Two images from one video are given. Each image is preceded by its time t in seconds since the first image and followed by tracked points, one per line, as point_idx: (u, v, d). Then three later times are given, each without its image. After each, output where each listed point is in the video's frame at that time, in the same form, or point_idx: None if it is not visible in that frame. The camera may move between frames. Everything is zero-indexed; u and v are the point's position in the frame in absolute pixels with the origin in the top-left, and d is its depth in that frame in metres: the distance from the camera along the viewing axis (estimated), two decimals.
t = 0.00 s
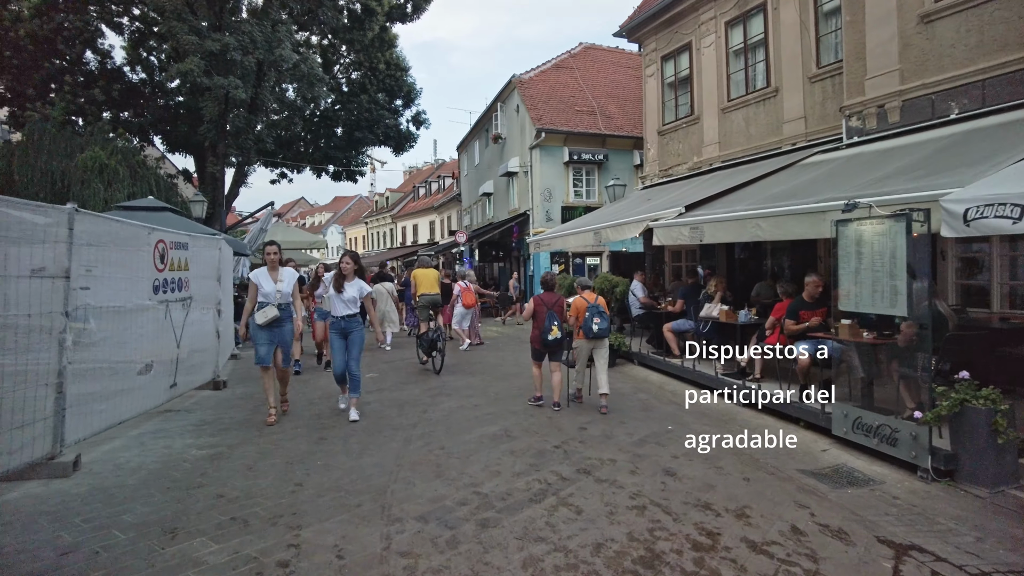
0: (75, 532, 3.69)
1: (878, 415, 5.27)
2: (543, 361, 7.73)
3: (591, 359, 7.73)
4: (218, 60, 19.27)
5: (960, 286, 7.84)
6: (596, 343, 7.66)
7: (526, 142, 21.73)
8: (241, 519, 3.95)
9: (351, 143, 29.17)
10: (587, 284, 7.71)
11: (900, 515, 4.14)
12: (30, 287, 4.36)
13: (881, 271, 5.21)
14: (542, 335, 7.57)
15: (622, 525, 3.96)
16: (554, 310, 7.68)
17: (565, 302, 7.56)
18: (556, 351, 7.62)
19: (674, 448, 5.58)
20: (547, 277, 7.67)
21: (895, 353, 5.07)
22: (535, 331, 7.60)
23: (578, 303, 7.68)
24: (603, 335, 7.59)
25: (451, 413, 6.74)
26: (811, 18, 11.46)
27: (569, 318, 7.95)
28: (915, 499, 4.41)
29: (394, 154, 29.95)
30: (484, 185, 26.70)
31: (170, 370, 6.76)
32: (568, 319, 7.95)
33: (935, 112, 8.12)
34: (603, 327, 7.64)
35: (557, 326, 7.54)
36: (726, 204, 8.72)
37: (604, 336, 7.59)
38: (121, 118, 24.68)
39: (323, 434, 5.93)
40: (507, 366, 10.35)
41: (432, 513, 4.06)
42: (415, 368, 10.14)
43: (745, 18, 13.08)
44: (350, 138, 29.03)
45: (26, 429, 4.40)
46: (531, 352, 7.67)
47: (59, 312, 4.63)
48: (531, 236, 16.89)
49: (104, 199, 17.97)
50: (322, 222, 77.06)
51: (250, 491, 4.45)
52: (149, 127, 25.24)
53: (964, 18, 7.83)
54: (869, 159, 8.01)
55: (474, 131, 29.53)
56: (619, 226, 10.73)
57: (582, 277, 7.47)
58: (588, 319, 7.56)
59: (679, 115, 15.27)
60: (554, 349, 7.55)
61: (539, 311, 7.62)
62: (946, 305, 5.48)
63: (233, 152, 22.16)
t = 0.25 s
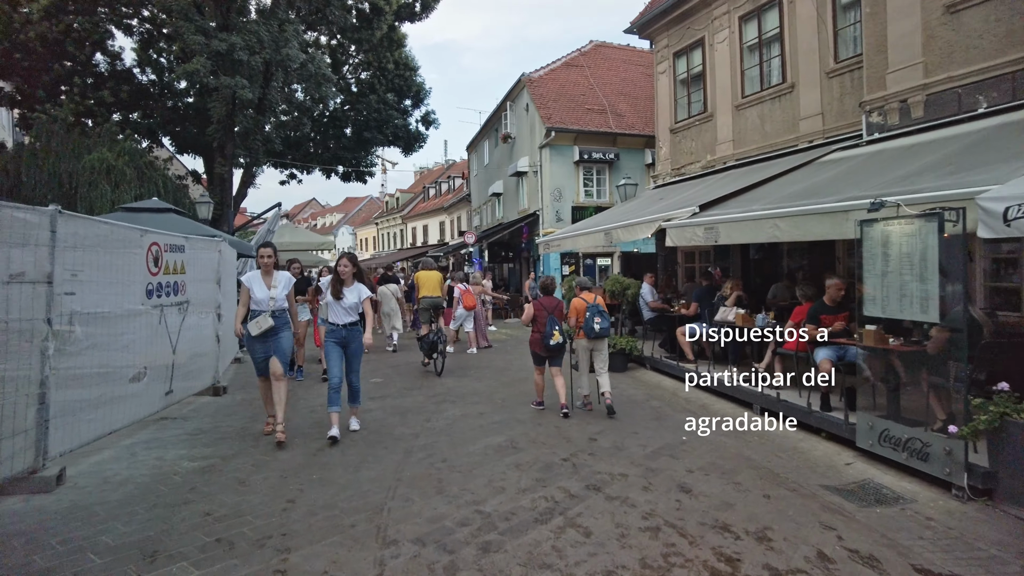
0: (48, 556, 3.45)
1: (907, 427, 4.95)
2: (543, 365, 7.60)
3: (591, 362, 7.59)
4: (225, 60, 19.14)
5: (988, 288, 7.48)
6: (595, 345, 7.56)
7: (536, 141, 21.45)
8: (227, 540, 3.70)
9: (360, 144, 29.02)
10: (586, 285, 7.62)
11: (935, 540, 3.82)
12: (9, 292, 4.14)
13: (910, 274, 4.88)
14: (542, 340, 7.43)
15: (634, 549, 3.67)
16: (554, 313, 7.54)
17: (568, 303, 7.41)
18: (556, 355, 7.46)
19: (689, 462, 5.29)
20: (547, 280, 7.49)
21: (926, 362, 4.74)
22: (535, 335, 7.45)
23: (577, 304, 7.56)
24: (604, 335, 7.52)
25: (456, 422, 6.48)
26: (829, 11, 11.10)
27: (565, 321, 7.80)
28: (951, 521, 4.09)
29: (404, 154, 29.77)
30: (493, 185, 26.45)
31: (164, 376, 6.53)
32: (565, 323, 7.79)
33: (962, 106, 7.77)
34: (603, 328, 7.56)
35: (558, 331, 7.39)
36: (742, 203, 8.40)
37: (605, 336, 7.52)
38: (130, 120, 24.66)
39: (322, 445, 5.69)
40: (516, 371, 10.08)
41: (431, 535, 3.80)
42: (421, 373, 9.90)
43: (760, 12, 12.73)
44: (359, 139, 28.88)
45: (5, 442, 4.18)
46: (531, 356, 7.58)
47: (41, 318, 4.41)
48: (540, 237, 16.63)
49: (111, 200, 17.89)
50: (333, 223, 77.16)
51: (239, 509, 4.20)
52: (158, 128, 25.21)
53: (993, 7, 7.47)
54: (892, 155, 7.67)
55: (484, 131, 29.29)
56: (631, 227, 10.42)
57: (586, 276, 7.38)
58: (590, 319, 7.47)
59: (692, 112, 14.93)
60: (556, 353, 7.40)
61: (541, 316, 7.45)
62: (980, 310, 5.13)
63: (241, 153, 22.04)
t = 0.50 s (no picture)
0: (23, 569, 3.23)
1: (944, 435, 4.62)
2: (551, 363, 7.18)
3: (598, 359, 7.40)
4: (235, 58, 19.04)
5: None
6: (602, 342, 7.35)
7: (549, 138, 21.16)
8: (215, 553, 3.47)
9: (372, 142, 28.88)
10: (590, 282, 7.33)
11: (981, 559, 3.50)
12: None
13: (947, 270, 4.53)
14: (543, 336, 7.03)
15: (652, 568, 3.38)
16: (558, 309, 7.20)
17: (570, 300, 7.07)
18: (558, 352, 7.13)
19: (709, 469, 4.98)
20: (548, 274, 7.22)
21: (966, 366, 4.41)
22: (537, 331, 7.07)
23: (582, 301, 7.27)
24: (611, 333, 7.25)
25: (463, 425, 6.21)
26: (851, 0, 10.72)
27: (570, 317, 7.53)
28: (997, 538, 3.76)
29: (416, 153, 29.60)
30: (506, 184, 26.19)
31: (163, 377, 6.32)
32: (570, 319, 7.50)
33: (996, 95, 7.38)
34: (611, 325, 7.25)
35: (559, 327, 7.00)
36: (762, 198, 8.07)
37: (612, 334, 7.25)
38: (143, 119, 24.68)
39: (323, 449, 5.46)
40: (527, 371, 9.80)
41: (432, 550, 3.54)
42: (430, 373, 9.65)
43: (780, 3, 12.36)
44: (371, 137, 28.74)
45: None
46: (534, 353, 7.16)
47: (26, 316, 4.22)
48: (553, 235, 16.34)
49: (122, 199, 17.85)
50: (346, 223, 77.32)
51: (231, 518, 3.97)
52: (170, 127, 25.22)
53: None
54: (922, 147, 7.31)
55: (497, 129, 29.05)
56: (646, 224, 10.11)
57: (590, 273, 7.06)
58: (596, 317, 7.18)
59: (709, 107, 14.57)
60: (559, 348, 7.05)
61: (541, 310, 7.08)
62: None
63: (253, 151, 21.97)
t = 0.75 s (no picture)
0: None
1: (983, 449, 4.30)
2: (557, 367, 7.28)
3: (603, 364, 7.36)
4: (243, 56, 18.91)
5: None
6: (609, 347, 7.33)
7: (560, 137, 20.87)
8: None
9: (382, 143, 28.73)
10: (599, 286, 7.30)
11: None
12: None
13: (990, 273, 4.20)
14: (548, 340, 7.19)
15: None
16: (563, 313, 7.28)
17: (576, 305, 7.10)
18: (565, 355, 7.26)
19: (730, 485, 4.69)
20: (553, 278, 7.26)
21: (1008, 375, 4.09)
22: (541, 335, 7.20)
23: (590, 306, 7.25)
24: (619, 339, 7.25)
25: (471, 433, 5.95)
26: None
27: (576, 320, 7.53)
28: None
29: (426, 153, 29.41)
30: (517, 184, 25.93)
31: (160, 380, 6.12)
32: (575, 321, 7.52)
33: None
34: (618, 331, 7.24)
35: (563, 331, 7.13)
36: (782, 198, 7.75)
37: (619, 340, 7.26)
38: (154, 119, 24.66)
39: (324, 459, 5.21)
40: (537, 376, 9.52)
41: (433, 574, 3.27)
42: (437, 377, 9.40)
43: None
44: (381, 137, 28.58)
45: None
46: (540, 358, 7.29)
47: (8, 319, 4.00)
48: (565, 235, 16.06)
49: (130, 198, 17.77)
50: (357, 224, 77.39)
51: (220, 535, 3.72)
52: (181, 127, 25.17)
53: None
54: (953, 143, 6.96)
55: (507, 128, 28.81)
56: (661, 224, 9.80)
57: (599, 278, 7.01)
58: (604, 323, 7.16)
59: (724, 105, 14.23)
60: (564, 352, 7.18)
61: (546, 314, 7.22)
62: None
63: (262, 151, 21.86)
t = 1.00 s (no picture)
0: None
1: (1019, 468, 4.01)
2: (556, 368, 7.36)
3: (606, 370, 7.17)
4: (250, 58, 18.80)
5: None
6: (612, 353, 7.15)
7: (569, 139, 20.62)
8: None
9: (390, 145, 28.59)
10: (604, 289, 7.21)
11: None
12: None
13: None
14: (553, 343, 7.20)
15: None
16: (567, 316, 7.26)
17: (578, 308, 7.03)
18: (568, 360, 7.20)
19: (748, 504, 4.41)
20: (557, 282, 7.23)
21: None
22: (545, 338, 7.23)
23: (593, 309, 7.17)
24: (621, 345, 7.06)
25: (475, 446, 5.71)
26: None
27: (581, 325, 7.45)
28: None
29: (434, 156, 29.24)
30: (525, 187, 25.70)
31: (153, 388, 5.94)
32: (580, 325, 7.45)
33: None
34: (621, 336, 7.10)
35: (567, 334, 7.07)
36: (799, 200, 7.47)
37: (621, 345, 7.07)
38: (162, 122, 24.61)
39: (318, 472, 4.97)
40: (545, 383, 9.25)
41: None
42: (442, 384, 9.16)
43: None
44: (389, 139, 28.45)
45: None
46: (541, 362, 7.28)
47: None
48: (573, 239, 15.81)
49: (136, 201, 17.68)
50: (366, 227, 77.41)
51: (204, 557, 3.49)
52: (189, 130, 25.12)
53: None
54: (980, 143, 6.66)
55: (516, 131, 28.58)
56: (673, 227, 9.53)
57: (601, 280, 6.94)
58: (605, 327, 7.02)
59: (737, 106, 13.94)
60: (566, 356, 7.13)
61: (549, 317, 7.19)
62: None
63: (270, 153, 21.76)
